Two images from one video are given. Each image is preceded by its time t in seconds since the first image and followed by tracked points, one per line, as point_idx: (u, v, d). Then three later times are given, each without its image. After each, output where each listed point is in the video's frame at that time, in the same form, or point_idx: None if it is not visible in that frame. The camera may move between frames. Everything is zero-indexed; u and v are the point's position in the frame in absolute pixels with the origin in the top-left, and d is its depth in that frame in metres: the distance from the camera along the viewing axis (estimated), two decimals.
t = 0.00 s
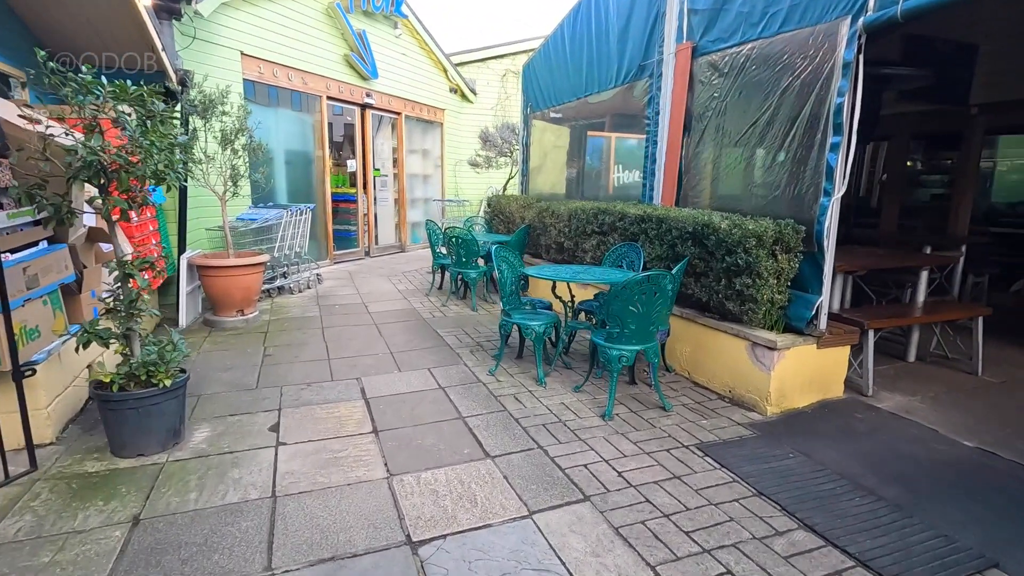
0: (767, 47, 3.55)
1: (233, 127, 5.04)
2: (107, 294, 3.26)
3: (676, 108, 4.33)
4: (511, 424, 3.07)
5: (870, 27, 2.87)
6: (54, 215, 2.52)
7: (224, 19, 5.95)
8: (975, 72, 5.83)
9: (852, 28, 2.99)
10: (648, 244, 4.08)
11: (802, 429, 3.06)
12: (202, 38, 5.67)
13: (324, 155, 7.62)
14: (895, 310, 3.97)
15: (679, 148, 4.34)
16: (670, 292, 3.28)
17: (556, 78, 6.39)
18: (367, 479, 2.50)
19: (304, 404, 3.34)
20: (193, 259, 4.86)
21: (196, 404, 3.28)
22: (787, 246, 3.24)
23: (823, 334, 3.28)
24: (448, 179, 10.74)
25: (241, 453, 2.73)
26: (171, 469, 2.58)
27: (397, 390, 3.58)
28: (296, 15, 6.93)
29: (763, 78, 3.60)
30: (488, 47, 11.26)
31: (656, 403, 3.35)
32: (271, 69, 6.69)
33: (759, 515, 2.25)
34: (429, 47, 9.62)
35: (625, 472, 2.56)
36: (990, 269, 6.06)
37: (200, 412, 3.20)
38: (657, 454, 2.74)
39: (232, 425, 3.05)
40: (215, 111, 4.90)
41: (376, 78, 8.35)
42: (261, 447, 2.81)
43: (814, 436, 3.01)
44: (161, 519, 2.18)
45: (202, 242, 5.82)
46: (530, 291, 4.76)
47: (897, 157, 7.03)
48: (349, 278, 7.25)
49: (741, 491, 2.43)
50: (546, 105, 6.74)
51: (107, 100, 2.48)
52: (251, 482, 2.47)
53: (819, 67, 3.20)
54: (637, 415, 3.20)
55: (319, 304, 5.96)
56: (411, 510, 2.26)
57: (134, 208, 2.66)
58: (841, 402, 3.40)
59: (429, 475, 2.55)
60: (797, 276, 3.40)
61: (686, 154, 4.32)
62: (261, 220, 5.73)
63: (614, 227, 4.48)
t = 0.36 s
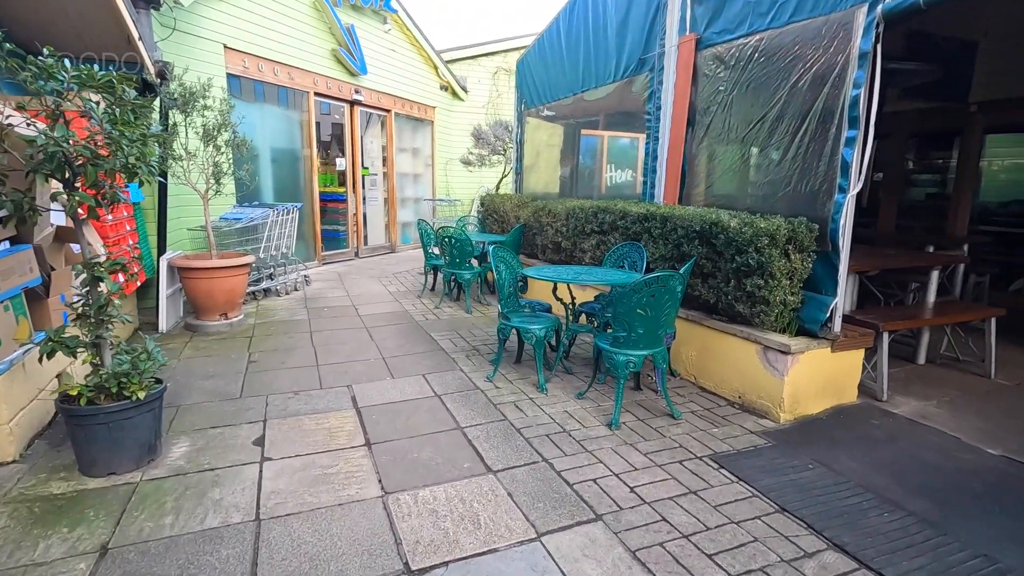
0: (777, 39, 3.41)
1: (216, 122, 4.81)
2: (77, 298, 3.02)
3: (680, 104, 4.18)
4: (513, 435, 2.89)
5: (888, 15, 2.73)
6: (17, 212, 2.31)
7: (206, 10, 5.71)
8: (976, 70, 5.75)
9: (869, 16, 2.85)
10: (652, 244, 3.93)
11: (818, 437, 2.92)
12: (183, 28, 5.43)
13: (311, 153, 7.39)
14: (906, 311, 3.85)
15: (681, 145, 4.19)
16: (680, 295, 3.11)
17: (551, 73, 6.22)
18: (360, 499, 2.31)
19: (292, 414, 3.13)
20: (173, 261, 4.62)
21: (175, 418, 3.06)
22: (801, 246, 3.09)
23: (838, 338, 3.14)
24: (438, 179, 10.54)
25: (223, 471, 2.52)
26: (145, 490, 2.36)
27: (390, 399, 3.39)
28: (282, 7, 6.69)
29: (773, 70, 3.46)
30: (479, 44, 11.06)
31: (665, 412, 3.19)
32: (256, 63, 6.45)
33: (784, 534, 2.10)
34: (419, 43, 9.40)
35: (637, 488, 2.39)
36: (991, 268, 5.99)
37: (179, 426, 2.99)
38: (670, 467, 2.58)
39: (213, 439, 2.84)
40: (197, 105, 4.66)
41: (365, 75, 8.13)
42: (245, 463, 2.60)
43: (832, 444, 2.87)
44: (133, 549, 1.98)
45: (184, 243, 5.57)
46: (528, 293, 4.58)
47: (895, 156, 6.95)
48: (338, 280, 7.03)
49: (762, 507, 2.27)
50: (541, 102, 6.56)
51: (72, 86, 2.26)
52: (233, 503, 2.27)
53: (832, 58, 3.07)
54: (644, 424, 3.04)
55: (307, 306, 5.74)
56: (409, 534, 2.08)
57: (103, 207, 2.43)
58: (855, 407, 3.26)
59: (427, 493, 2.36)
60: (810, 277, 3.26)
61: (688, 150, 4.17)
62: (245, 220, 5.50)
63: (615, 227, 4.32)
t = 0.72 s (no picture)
0: (800, 30, 3.22)
1: (202, 119, 4.55)
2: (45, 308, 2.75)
3: (692, 101, 4.00)
4: (525, 456, 2.68)
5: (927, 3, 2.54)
6: None
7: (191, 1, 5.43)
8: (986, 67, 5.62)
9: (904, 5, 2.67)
10: (664, 247, 3.73)
11: (851, 455, 2.73)
12: (165, 20, 5.15)
13: (302, 152, 7.13)
14: (930, 318, 3.68)
15: (693, 144, 4.00)
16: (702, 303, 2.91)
17: (551, 70, 6.01)
18: (361, 534, 2.08)
19: (283, 434, 2.90)
20: (155, 265, 4.35)
21: (155, 439, 2.80)
22: (829, 250, 2.90)
23: (868, 348, 2.96)
24: (432, 178, 10.30)
25: (209, 501, 2.28)
26: (120, 526, 2.12)
27: (389, 415, 3.16)
28: None
29: (795, 64, 3.27)
30: (473, 42, 10.83)
31: (685, 428, 2.99)
32: (244, 58, 6.18)
33: (831, 572, 1.90)
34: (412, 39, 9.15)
35: (665, 517, 2.19)
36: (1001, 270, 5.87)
37: (160, 448, 2.73)
38: (698, 492, 2.38)
39: (198, 463, 2.59)
40: (180, 100, 4.39)
41: (357, 72, 7.87)
42: (233, 491, 2.37)
43: (865, 463, 2.68)
44: None
45: (168, 246, 5.29)
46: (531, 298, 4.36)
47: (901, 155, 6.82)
48: (330, 283, 6.77)
49: (804, 539, 2.08)
50: (541, 99, 6.34)
51: (34, 75, 1.99)
52: (220, 541, 2.03)
53: (862, 50, 2.88)
54: (664, 442, 2.83)
55: (298, 312, 5.48)
56: None
57: (72, 208, 2.16)
58: (883, 421, 3.08)
59: (435, 525, 2.14)
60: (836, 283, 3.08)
61: (701, 149, 3.98)
62: (232, 222, 5.23)
63: (624, 229, 4.12)
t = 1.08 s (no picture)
0: (822, 27, 3.07)
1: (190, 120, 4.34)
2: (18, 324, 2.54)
3: (703, 101, 3.84)
4: (537, 481, 2.50)
5: None
6: None
7: None
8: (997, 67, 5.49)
9: None
10: (676, 255, 3.56)
11: (883, 478, 2.56)
12: (150, 16, 4.94)
13: (294, 154, 6.92)
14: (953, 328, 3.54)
15: (704, 147, 3.84)
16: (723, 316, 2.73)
17: (552, 70, 5.84)
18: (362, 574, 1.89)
19: (275, 457, 2.70)
20: (140, 273, 4.13)
21: (137, 464, 2.59)
22: (855, 259, 2.74)
23: (897, 362, 2.80)
24: (428, 180, 10.11)
25: (194, 537, 2.08)
26: (94, 568, 1.92)
27: (389, 434, 2.97)
28: None
29: (816, 62, 3.11)
30: (469, 42, 10.65)
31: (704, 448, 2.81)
32: (235, 56, 5.97)
33: None
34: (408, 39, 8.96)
35: (693, 553, 2.01)
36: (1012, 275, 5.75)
37: (142, 475, 2.53)
38: (725, 522, 2.21)
39: (182, 492, 2.39)
40: (167, 99, 4.17)
41: (351, 71, 7.68)
42: (221, 524, 2.17)
43: (898, 486, 2.52)
44: None
45: (155, 253, 5.08)
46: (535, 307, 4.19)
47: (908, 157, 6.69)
48: (325, 289, 6.56)
49: None
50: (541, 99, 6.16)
51: None
52: None
53: (891, 47, 2.73)
54: (684, 465, 2.66)
55: (291, 321, 5.27)
56: None
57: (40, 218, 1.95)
58: (911, 439, 2.92)
59: (443, 564, 1.95)
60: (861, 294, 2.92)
61: (713, 152, 3.82)
62: (221, 227, 5.02)
63: (632, 236, 3.95)
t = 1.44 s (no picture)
0: (854, 19, 2.89)
1: (183, 118, 4.14)
2: None
3: (722, 99, 3.66)
4: (557, 507, 2.30)
5: None
6: None
7: None
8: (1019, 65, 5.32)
9: None
10: (697, 260, 3.38)
11: (928, 502, 2.38)
12: (143, 11, 4.74)
13: (292, 155, 6.72)
14: (989, 338, 3.36)
15: (724, 147, 3.66)
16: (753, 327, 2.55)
17: (559, 69, 5.65)
18: None
19: (271, 480, 2.49)
20: (130, 279, 3.93)
21: (122, 489, 2.39)
22: (895, 266, 2.56)
23: (939, 376, 2.61)
24: (428, 183, 9.92)
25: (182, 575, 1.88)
26: None
27: (394, 453, 2.77)
28: None
29: (848, 56, 2.93)
30: (470, 42, 10.46)
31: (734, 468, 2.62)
32: (231, 54, 5.78)
33: None
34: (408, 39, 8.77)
35: None
36: None
37: (127, 500, 2.32)
38: (766, 555, 2.01)
39: (170, 521, 2.19)
40: (159, 96, 3.97)
41: (351, 71, 7.48)
42: (212, 559, 1.97)
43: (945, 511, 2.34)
44: None
45: (147, 258, 4.87)
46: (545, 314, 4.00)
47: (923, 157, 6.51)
48: (324, 295, 6.36)
49: None
50: (546, 99, 5.97)
51: None
52: None
53: (932, 39, 2.54)
54: (714, 488, 2.46)
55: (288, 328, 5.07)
56: None
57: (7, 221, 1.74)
58: (951, 457, 2.74)
59: None
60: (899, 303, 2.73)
61: (733, 152, 3.63)
62: (216, 231, 4.82)
63: (647, 240, 3.76)
